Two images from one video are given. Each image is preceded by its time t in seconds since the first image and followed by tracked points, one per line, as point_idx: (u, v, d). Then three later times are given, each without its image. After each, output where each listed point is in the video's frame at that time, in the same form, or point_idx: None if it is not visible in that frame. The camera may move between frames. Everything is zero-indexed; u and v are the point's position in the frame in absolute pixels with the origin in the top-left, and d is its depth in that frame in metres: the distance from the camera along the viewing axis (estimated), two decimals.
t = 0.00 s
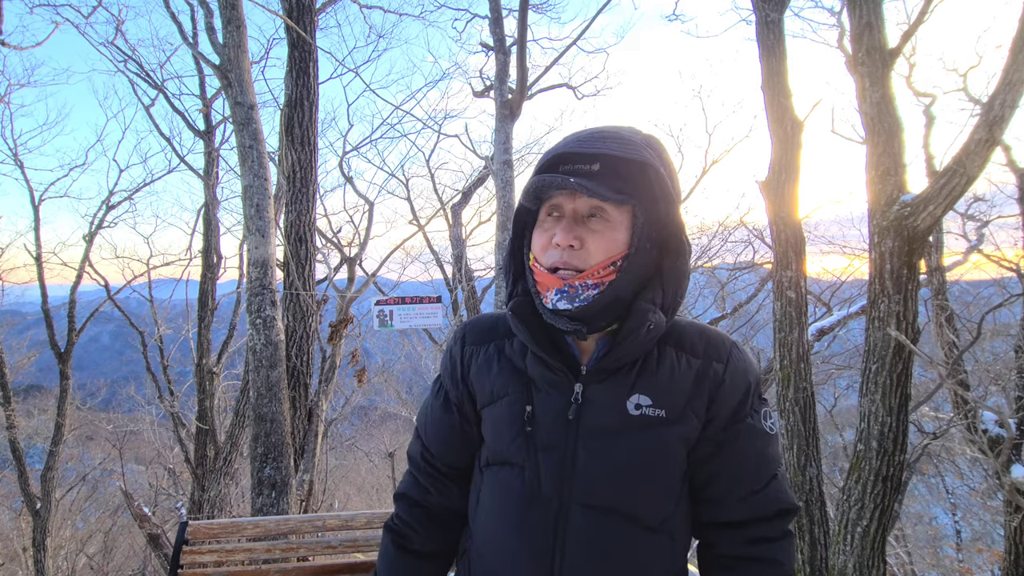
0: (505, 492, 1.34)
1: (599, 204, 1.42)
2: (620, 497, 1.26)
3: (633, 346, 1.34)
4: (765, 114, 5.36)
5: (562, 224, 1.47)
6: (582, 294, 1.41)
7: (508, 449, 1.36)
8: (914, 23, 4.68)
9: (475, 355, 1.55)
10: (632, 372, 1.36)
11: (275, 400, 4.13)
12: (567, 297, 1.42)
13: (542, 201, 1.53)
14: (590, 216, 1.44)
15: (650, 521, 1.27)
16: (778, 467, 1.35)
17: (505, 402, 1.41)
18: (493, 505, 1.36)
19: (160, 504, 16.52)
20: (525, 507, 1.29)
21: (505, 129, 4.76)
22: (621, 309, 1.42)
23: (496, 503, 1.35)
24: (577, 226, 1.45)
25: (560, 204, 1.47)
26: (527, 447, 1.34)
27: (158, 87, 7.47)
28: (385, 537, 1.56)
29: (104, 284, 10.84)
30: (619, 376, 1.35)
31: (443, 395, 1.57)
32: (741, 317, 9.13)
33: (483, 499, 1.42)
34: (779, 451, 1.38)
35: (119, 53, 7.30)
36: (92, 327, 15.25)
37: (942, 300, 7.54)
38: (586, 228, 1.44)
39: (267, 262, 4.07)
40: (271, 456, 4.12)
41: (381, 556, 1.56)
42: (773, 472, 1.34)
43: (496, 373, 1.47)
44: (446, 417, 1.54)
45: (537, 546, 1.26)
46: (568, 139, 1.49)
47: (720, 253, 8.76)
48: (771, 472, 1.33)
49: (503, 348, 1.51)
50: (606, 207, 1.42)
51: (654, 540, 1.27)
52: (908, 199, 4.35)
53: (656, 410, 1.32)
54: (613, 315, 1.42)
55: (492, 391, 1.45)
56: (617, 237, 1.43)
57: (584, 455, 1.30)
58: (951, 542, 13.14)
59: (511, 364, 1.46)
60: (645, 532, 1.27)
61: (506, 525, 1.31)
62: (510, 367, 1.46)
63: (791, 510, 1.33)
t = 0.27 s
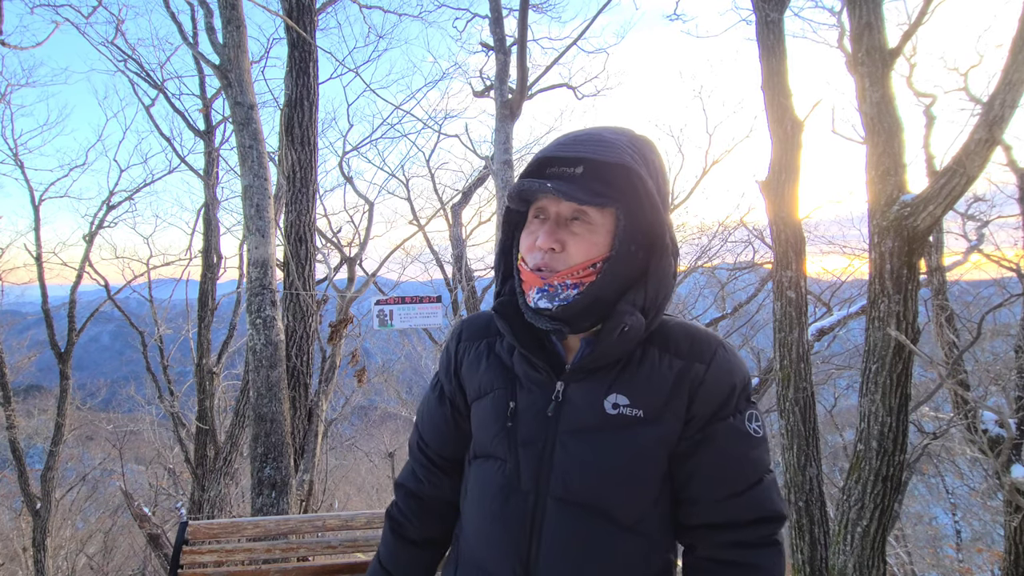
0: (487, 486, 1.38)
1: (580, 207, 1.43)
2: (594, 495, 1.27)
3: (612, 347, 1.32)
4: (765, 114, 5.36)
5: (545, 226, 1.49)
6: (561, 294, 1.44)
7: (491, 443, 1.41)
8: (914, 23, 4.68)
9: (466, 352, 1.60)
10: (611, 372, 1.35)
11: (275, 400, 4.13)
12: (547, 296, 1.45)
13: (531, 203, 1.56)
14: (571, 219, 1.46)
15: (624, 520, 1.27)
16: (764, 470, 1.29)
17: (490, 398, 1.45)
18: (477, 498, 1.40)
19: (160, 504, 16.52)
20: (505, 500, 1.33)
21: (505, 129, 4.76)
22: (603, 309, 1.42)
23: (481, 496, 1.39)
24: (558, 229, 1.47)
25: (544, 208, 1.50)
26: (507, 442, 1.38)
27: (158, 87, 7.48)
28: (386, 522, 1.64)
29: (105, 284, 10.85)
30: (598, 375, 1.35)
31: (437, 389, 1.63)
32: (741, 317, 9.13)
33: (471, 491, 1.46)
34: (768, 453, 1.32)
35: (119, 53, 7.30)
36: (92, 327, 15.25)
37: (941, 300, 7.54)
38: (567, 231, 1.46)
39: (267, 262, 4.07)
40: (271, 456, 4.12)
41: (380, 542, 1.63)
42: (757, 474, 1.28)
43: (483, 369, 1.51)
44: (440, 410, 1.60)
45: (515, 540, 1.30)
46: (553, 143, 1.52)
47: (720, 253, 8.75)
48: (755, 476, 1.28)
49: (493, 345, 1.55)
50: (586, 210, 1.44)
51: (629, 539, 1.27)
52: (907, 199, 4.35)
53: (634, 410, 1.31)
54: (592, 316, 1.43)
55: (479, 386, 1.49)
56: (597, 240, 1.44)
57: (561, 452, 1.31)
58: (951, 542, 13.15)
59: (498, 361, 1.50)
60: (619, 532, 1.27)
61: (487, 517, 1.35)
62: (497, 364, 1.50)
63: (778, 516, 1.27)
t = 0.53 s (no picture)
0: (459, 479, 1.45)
1: (525, 224, 1.46)
2: (547, 489, 1.30)
3: (558, 349, 1.34)
4: (766, 114, 5.36)
5: (497, 240, 1.53)
6: (514, 305, 1.49)
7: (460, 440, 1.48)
8: (914, 23, 4.67)
9: (445, 355, 1.68)
10: (564, 371, 1.37)
11: (275, 400, 4.13)
12: (501, 308, 1.51)
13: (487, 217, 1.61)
14: (520, 234, 1.48)
15: (577, 513, 1.29)
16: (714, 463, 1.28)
17: (460, 398, 1.52)
18: (451, 491, 1.48)
19: (160, 504, 16.52)
20: (471, 491, 1.40)
21: (505, 129, 4.76)
22: (553, 316, 1.45)
23: (454, 488, 1.46)
24: (508, 242, 1.50)
25: (497, 222, 1.54)
26: (474, 438, 1.45)
27: (158, 87, 7.47)
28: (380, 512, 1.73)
29: (105, 284, 10.84)
30: (552, 374, 1.38)
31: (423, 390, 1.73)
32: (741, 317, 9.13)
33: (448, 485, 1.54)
34: (719, 447, 1.31)
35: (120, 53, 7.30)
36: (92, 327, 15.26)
37: (941, 300, 7.54)
38: (517, 245, 1.48)
39: (267, 262, 4.07)
40: (271, 456, 4.12)
41: (375, 534, 1.73)
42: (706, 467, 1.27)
43: (456, 371, 1.59)
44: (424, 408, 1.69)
45: (479, 530, 1.36)
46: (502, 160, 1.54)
47: (720, 253, 8.75)
48: (705, 469, 1.27)
49: (464, 349, 1.63)
50: (533, 225, 1.47)
51: (583, 531, 1.29)
52: (908, 199, 4.34)
53: (584, 407, 1.32)
54: (545, 321, 1.46)
55: (453, 386, 1.57)
56: (545, 253, 1.47)
57: (518, 448, 1.36)
58: (951, 542, 13.14)
59: (468, 362, 1.57)
60: (574, 523, 1.29)
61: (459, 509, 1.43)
62: (467, 366, 1.56)
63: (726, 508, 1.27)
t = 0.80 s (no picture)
0: (432, 471, 1.53)
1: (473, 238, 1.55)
2: (503, 476, 1.38)
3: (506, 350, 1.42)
4: (765, 114, 5.36)
5: (452, 253, 1.63)
6: (468, 312, 1.58)
7: (433, 436, 1.57)
8: (914, 23, 4.67)
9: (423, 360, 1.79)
10: (516, 370, 1.45)
11: (275, 400, 4.12)
12: (458, 315, 1.60)
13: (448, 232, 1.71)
14: (470, 248, 1.58)
15: (532, 497, 1.36)
16: (659, 447, 1.34)
17: (432, 400, 1.62)
18: (426, 484, 1.56)
19: (160, 504, 16.50)
20: (440, 482, 1.49)
21: (505, 129, 4.76)
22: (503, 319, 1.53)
23: (428, 481, 1.56)
24: (461, 255, 1.60)
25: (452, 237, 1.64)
26: (442, 434, 1.54)
27: (158, 86, 7.47)
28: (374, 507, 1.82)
29: (105, 284, 10.84)
30: (506, 372, 1.46)
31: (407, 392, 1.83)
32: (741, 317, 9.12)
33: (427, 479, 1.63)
34: (665, 431, 1.36)
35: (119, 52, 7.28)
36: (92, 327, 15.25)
37: (942, 300, 7.54)
38: (468, 257, 1.59)
39: (267, 262, 4.07)
40: (271, 456, 4.12)
41: (369, 528, 1.82)
42: (650, 449, 1.33)
43: (431, 374, 1.69)
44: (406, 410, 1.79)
45: (449, 517, 1.46)
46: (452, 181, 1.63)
47: (720, 253, 8.74)
48: (650, 453, 1.33)
49: (438, 355, 1.73)
50: (481, 239, 1.55)
51: (540, 514, 1.36)
52: (908, 199, 4.35)
53: (534, 402, 1.40)
54: (498, 324, 1.54)
55: (428, 389, 1.67)
56: (493, 263, 1.56)
57: (480, 440, 1.45)
58: (951, 542, 13.15)
59: (440, 367, 1.67)
60: (531, 507, 1.36)
61: (433, 498, 1.51)
62: (440, 370, 1.66)
63: (670, 488, 1.32)
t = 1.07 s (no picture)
0: (421, 458, 1.56)
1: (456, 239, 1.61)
2: (484, 460, 1.41)
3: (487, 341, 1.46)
4: (766, 114, 5.36)
5: (439, 254, 1.69)
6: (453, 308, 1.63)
7: (422, 424, 1.61)
8: (914, 23, 4.68)
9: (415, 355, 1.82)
10: (497, 360, 1.48)
11: (275, 400, 4.12)
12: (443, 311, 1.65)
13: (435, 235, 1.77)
14: (455, 248, 1.63)
15: (511, 480, 1.38)
16: (635, 432, 1.34)
17: (422, 391, 1.66)
18: (416, 472, 1.59)
19: (160, 504, 16.50)
20: (427, 467, 1.52)
21: (505, 129, 4.76)
22: (488, 312, 1.56)
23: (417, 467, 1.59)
24: (447, 254, 1.66)
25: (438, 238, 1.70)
26: (430, 421, 1.57)
27: (158, 87, 7.48)
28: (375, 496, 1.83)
29: (105, 285, 10.84)
30: (488, 362, 1.49)
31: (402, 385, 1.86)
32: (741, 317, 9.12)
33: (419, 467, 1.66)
34: (642, 417, 1.37)
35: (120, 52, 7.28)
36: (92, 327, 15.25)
37: (942, 300, 7.54)
38: (451, 256, 1.64)
39: (267, 262, 4.07)
40: (271, 456, 4.12)
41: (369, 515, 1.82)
42: (626, 433, 1.34)
43: (421, 367, 1.73)
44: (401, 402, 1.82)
45: (434, 500, 1.48)
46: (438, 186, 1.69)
47: (720, 253, 8.73)
48: (627, 437, 1.33)
49: (428, 350, 1.77)
50: (464, 239, 1.61)
51: (520, 498, 1.37)
52: (908, 199, 4.35)
53: (513, 389, 1.42)
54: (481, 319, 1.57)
55: (419, 381, 1.71)
56: (474, 261, 1.62)
57: (463, 427, 1.48)
58: (951, 542, 13.15)
59: (429, 361, 1.71)
60: (510, 490, 1.38)
61: (421, 483, 1.54)
62: (429, 362, 1.70)
63: (646, 472, 1.33)
